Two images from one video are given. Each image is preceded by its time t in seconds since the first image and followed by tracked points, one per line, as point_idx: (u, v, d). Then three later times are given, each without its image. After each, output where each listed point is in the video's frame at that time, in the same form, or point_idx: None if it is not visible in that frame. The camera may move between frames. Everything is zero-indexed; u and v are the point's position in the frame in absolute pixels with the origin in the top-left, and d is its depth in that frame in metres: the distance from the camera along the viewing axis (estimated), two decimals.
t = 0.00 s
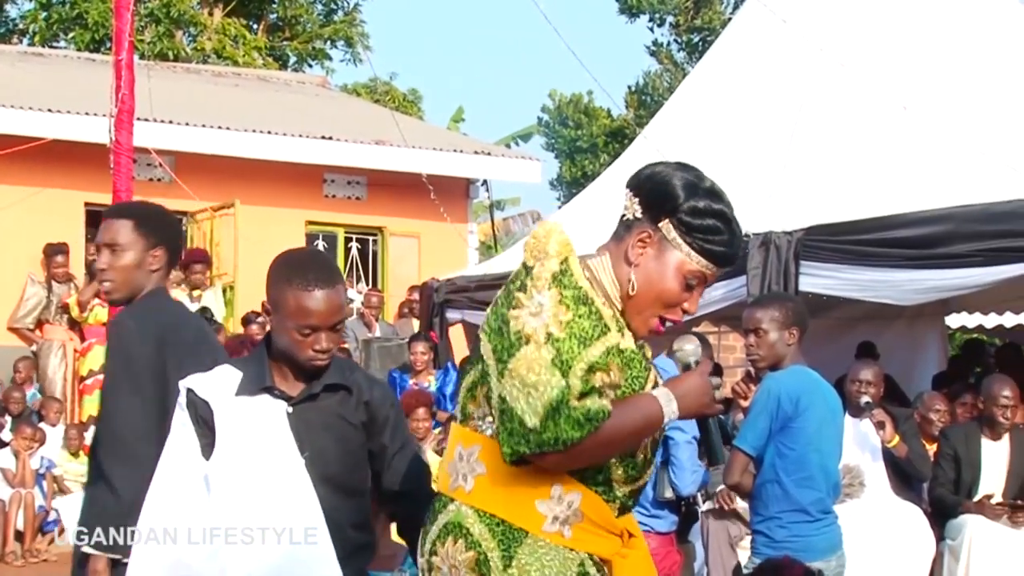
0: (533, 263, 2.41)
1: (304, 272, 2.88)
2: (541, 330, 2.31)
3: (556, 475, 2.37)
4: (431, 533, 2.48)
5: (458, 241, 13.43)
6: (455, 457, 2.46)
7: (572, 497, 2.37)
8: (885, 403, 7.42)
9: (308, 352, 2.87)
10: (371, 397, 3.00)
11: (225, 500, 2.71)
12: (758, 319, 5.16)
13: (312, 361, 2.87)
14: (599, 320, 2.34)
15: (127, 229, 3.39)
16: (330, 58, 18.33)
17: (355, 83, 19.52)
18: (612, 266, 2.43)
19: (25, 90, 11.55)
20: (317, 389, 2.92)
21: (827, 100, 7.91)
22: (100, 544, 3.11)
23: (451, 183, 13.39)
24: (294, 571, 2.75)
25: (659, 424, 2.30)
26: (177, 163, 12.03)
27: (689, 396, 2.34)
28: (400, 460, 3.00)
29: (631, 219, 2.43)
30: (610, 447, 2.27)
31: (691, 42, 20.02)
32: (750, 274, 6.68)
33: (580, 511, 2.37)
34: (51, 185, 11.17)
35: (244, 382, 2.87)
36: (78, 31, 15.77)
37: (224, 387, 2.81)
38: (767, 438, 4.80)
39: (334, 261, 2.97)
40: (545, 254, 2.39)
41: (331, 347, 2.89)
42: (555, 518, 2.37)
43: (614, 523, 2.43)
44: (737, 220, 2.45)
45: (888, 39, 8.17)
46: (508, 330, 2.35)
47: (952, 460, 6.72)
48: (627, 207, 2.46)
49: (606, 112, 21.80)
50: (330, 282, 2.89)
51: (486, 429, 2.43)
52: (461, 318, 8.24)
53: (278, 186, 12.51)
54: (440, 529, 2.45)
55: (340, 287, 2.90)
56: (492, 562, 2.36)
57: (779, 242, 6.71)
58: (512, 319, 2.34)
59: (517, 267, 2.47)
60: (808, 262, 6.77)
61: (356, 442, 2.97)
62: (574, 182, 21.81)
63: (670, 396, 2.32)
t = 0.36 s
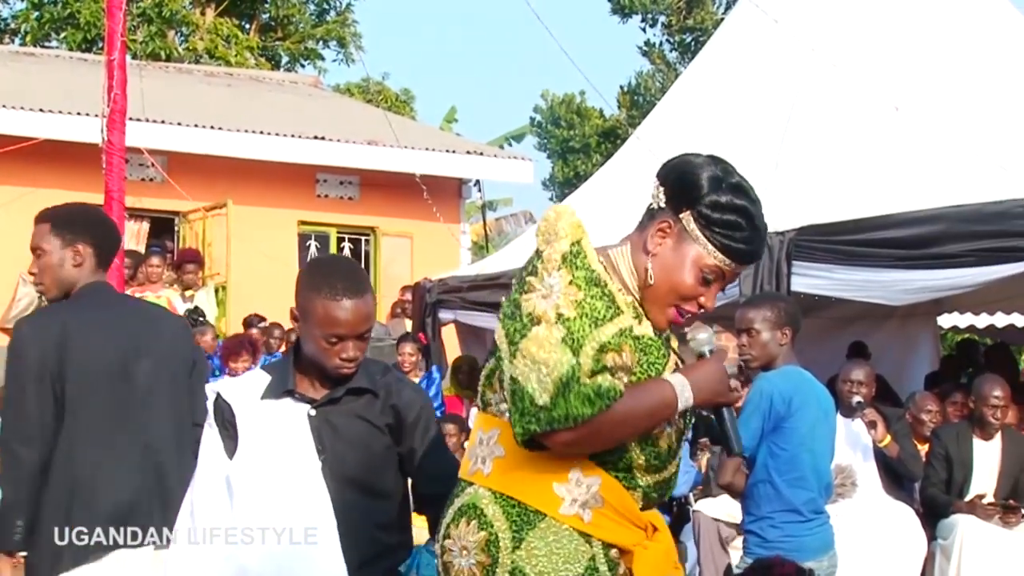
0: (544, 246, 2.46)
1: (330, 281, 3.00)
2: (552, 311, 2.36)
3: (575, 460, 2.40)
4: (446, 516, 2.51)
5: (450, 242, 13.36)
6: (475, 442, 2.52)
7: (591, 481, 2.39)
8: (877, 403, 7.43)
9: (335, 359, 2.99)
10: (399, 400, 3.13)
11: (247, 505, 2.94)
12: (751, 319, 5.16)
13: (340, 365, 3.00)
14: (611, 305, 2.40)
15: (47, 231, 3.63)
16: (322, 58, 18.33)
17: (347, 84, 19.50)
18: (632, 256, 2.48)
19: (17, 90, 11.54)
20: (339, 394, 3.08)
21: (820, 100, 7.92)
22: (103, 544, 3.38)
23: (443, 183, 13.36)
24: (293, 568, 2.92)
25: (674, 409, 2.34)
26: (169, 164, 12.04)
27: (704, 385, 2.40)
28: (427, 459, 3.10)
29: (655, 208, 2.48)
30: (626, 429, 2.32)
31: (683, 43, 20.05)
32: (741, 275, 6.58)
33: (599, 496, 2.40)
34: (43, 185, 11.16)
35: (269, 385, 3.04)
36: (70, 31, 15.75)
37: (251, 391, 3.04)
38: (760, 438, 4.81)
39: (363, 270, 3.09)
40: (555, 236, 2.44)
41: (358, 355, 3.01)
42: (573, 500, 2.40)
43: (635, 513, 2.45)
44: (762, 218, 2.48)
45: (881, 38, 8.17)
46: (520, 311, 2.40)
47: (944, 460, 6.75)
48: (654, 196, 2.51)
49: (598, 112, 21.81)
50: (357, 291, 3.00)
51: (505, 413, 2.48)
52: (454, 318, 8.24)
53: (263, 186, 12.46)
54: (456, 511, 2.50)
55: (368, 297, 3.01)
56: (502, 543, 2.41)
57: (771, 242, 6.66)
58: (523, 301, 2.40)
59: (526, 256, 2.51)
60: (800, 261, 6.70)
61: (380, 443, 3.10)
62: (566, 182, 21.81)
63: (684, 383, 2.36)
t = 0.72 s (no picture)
0: (561, 253, 2.49)
1: (332, 280, 2.96)
2: (574, 321, 2.39)
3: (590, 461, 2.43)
4: (453, 507, 2.53)
5: (428, 241, 13.48)
6: (486, 436, 2.52)
7: (604, 482, 2.43)
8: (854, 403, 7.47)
9: (330, 360, 2.97)
10: (396, 403, 3.09)
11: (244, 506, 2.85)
12: (728, 317, 5.18)
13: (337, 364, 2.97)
14: (631, 313, 2.43)
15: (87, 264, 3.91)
16: (300, 56, 18.34)
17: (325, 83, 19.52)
18: (637, 253, 2.52)
19: None
20: (335, 393, 3.02)
21: (799, 102, 7.97)
22: (102, 544, 3.62)
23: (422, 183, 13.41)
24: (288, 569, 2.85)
25: (689, 411, 2.37)
26: (147, 163, 12.02)
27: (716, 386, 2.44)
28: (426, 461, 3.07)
29: (659, 205, 2.53)
30: (651, 432, 2.34)
31: (662, 42, 20.16)
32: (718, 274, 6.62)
33: (611, 496, 2.44)
34: (18, 183, 11.12)
35: (266, 383, 2.97)
36: (47, 28, 15.70)
37: (248, 388, 2.96)
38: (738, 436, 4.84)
39: (361, 268, 3.05)
40: (576, 244, 2.46)
41: (352, 356, 2.99)
42: (586, 501, 2.43)
43: (641, 514, 2.49)
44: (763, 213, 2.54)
45: (859, 39, 8.21)
46: (540, 320, 2.42)
47: (919, 458, 6.77)
48: (656, 193, 2.56)
49: (577, 111, 21.90)
50: (356, 292, 2.96)
51: (518, 409, 2.48)
52: (433, 317, 8.25)
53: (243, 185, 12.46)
54: (464, 503, 2.51)
55: (366, 299, 2.98)
56: (515, 538, 2.42)
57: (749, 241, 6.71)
58: (544, 309, 2.42)
59: (540, 262, 2.53)
60: (779, 262, 6.78)
61: (376, 445, 3.05)
62: (545, 180, 21.91)
63: (698, 383, 2.40)
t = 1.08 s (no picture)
0: (516, 272, 2.50)
1: (289, 282, 2.97)
2: (531, 340, 2.38)
3: (563, 478, 2.41)
4: (440, 543, 2.52)
5: (376, 238, 13.43)
6: (460, 468, 2.51)
7: (581, 500, 2.42)
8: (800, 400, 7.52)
9: (285, 361, 2.96)
10: (346, 403, 3.06)
11: (193, 504, 2.87)
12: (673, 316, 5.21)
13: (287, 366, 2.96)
14: (589, 325, 2.42)
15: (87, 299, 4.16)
16: (246, 53, 18.34)
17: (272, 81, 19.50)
18: (583, 256, 2.50)
19: None
20: (285, 394, 2.99)
21: (747, 102, 8.02)
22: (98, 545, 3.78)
23: (369, 181, 13.41)
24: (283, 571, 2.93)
25: (657, 408, 2.35)
26: (90, 159, 12.00)
27: (682, 371, 2.40)
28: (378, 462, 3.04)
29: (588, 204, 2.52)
30: (619, 436, 2.32)
31: (610, 41, 20.37)
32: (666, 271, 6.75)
33: (589, 513, 2.42)
34: None
35: (217, 381, 2.96)
36: None
37: (198, 387, 2.95)
38: (682, 435, 4.82)
39: (317, 271, 3.07)
40: (527, 263, 2.48)
41: (307, 359, 2.98)
42: (564, 522, 2.42)
43: (620, 524, 2.48)
44: (687, 174, 2.50)
45: (806, 40, 8.27)
46: (498, 340, 2.42)
47: (863, 455, 6.81)
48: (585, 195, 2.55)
49: (525, 110, 22.07)
50: (311, 296, 2.98)
51: (489, 437, 2.47)
52: (380, 316, 8.25)
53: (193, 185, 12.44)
54: (449, 539, 2.50)
55: (321, 303, 2.99)
56: (503, 569, 2.41)
57: (695, 239, 6.78)
58: (501, 330, 2.42)
59: (499, 278, 2.55)
60: (725, 260, 6.86)
61: (325, 445, 3.02)
62: (493, 178, 22.06)
63: (663, 377, 2.37)
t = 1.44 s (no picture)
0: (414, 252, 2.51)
1: (177, 278, 2.87)
2: (430, 313, 2.39)
3: (495, 451, 2.46)
4: (371, 512, 2.56)
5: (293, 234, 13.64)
6: (396, 442, 2.56)
7: (513, 474, 2.46)
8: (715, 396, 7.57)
9: (169, 354, 2.90)
10: (245, 395, 3.04)
11: (96, 503, 2.76)
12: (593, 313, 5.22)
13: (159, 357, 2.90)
14: (488, 292, 2.43)
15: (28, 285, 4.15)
16: (162, 48, 18.26)
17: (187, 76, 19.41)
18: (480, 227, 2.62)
19: None
20: (186, 386, 2.95)
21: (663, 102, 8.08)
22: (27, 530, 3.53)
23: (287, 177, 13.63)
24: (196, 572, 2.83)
25: (566, 338, 2.36)
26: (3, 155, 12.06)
27: (579, 283, 2.40)
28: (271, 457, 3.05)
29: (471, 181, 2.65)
30: (532, 388, 2.34)
31: (528, 39, 20.62)
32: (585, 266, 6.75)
33: (521, 487, 2.46)
34: None
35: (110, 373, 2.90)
36: None
37: (93, 376, 2.87)
38: (600, 431, 4.86)
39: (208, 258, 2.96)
40: (422, 239, 2.49)
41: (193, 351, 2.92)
42: (497, 494, 2.46)
43: (557, 503, 2.52)
44: (546, 109, 2.60)
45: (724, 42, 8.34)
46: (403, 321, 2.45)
47: (778, 450, 6.84)
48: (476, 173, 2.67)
49: (442, 106, 22.25)
50: (201, 292, 2.87)
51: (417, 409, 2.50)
52: (297, 313, 8.23)
53: (112, 182, 12.48)
54: (380, 509, 2.55)
55: (211, 297, 2.89)
56: (429, 539, 2.46)
57: (613, 236, 6.87)
58: (403, 310, 2.44)
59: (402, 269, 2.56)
60: (643, 256, 6.91)
61: (224, 438, 3.00)
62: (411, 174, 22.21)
63: (564, 299, 2.37)
